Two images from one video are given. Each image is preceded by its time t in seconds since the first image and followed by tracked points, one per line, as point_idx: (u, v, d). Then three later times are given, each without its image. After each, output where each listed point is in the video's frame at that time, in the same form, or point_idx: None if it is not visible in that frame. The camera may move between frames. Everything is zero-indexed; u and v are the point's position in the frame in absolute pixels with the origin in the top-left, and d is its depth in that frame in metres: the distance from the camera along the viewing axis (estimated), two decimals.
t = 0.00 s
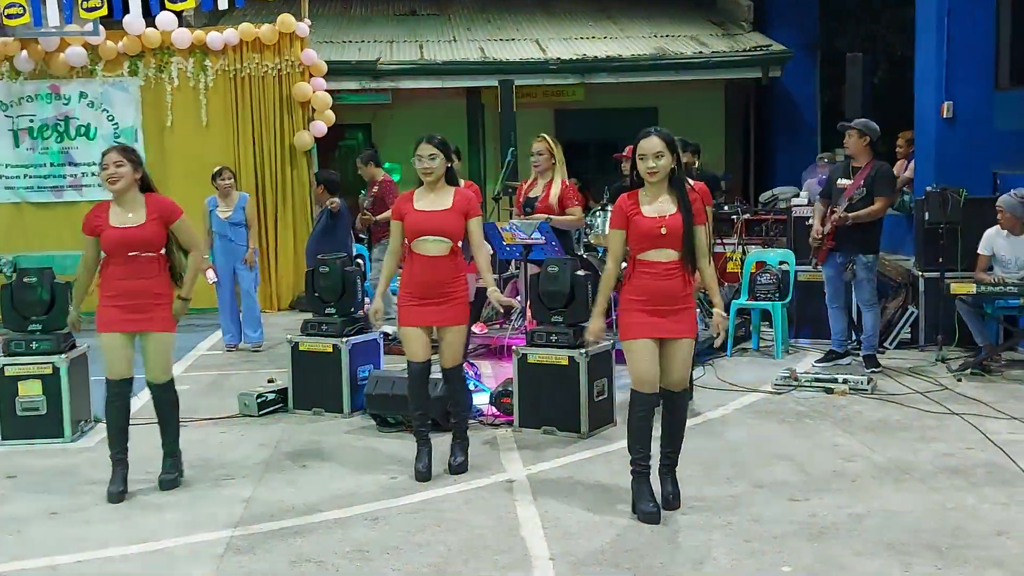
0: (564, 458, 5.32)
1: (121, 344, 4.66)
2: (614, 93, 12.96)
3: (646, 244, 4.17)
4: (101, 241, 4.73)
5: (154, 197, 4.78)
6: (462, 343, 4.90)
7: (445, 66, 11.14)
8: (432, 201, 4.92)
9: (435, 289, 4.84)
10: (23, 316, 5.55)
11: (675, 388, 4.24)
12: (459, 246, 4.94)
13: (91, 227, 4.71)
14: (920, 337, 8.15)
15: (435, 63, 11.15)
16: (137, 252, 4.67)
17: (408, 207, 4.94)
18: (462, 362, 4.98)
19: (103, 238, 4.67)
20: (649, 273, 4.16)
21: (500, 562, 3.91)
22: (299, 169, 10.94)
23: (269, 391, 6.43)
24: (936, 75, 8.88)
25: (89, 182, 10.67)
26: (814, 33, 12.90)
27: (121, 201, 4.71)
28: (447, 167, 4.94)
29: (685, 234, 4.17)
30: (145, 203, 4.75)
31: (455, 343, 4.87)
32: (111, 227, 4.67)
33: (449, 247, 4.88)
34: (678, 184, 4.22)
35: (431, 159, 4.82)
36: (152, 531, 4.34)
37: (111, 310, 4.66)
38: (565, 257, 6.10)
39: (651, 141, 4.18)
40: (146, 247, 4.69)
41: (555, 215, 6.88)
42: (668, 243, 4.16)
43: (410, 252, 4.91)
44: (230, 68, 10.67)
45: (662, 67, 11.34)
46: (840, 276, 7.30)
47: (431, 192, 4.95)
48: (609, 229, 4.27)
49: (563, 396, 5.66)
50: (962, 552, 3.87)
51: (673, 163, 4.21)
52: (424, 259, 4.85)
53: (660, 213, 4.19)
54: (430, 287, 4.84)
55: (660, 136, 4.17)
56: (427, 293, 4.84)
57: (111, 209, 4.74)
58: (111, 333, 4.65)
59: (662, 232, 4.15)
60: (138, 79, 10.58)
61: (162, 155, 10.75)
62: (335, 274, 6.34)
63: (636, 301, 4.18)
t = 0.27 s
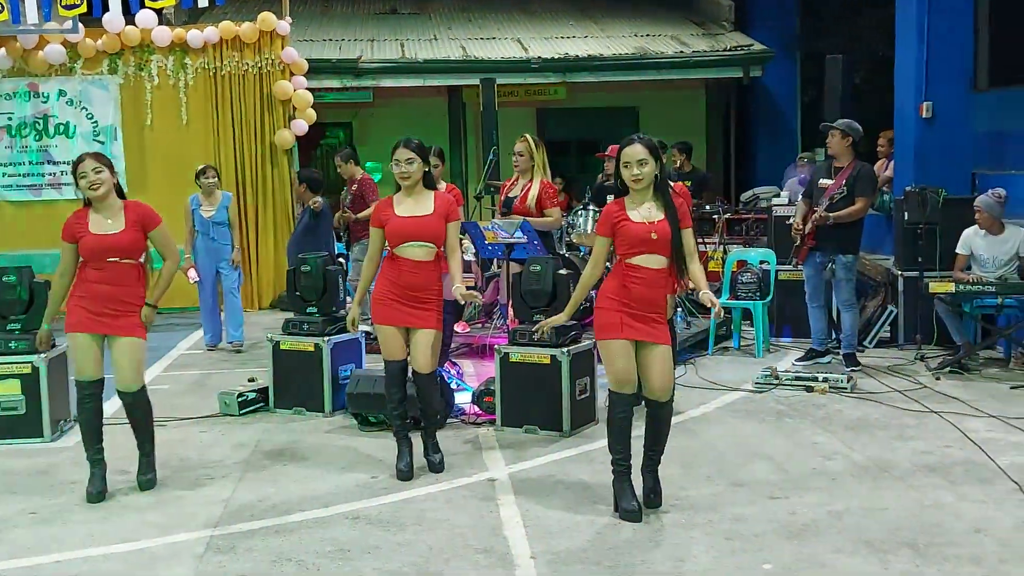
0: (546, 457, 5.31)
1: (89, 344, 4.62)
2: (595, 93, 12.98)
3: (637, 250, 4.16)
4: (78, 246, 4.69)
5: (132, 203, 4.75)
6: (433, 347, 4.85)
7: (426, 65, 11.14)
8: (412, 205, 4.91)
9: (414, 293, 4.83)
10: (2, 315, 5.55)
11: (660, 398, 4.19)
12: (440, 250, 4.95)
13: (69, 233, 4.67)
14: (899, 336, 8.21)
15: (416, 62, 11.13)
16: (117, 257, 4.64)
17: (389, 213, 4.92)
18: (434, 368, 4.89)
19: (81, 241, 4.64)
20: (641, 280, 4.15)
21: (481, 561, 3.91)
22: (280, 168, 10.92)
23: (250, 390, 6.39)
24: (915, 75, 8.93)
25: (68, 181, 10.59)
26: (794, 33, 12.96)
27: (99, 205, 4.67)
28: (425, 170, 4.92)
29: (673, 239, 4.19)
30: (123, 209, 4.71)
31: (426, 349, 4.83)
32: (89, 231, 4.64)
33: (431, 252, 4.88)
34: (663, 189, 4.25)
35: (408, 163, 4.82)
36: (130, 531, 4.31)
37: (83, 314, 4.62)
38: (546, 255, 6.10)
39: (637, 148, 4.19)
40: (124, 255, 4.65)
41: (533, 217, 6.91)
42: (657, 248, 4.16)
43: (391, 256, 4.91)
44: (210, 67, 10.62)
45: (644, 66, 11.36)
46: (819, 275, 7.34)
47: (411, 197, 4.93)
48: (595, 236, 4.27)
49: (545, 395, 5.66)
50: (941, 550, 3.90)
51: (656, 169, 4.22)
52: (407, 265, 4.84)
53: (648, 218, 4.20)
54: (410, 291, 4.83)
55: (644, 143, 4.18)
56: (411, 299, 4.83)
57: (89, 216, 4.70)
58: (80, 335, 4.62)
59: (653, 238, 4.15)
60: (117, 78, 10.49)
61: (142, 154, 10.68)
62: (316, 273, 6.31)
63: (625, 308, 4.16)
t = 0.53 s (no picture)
0: (532, 457, 5.31)
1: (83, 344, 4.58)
2: (580, 93, 13.00)
3: (611, 242, 4.18)
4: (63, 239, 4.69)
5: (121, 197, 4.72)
6: (434, 341, 4.92)
7: (411, 64, 11.12)
8: (398, 199, 4.88)
9: (402, 289, 4.83)
10: None
11: (644, 385, 4.26)
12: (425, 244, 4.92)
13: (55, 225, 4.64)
14: (883, 335, 8.25)
15: (400, 61, 11.11)
16: (90, 250, 4.60)
17: (373, 206, 4.90)
18: (433, 360, 4.98)
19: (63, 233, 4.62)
20: (613, 272, 4.18)
21: (469, 561, 3.90)
22: (263, 168, 10.86)
23: (235, 391, 6.37)
24: (898, 76, 8.99)
25: (50, 181, 10.48)
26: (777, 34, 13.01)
27: (88, 196, 4.65)
28: (413, 166, 4.91)
29: (650, 234, 4.16)
30: (111, 202, 4.68)
31: (425, 343, 4.90)
32: (72, 223, 4.62)
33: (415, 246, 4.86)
34: (647, 184, 4.21)
35: (394, 158, 4.80)
36: (115, 532, 4.28)
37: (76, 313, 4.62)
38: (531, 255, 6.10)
39: (626, 143, 4.17)
40: (101, 248, 4.60)
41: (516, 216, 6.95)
42: (632, 242, 4.16)
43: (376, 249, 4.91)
44: (193, 66, 10.58)
45: (628, 66, 11.39)
46: (802, 274, 7.37)
47: (399, 190, 4.91)
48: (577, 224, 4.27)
49: (530, 394, 5.66)
50: (925, 546, 3.92)
51: (642, 163, 4.18)
52: (389, 259, 4.84)
53: (626, 212, 4.19)
54: (397, 287, 4.83)
55: (634, 138, 4.16)
56: (392, 292, 4.83)
57: (75, 208, 4.69)
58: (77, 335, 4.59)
59: (627, 231, 4.16)
60: (100, 77, 10.42)
61: (125, 155, 10.60)
62: (300, 273, 6.27)
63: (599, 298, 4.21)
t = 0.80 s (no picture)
0: (520, 456, 5.31)
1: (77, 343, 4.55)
2: (568, 93, 13.00)
3: (594, 249, 4.19)
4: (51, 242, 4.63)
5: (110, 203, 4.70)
6: (421, 341, 4.89)
7: (397, 64, 11.11)
8: (386, 205, 4.88)
9: (393, 290, 4.80)
10: None
11: (631, 386, 4.26)
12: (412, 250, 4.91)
13: (42, 228, 4.58)
14: (869, 334, 8.32)
15: (387, 61, 11.09)
16: (84, 255, 4.56)
17: (362, 211, 4.92)
18: (421, 360, 4.95)
19: (52, 236, 4.56)
20: (597, 278, 4.18)
21: (457, 561, 3.90)
22: (250, 168, 10.83)
23: (222, 392, 6.35)
24: (884, 76, 9.03)
25: (36, 181, 10.44)
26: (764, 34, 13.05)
27: (77, 200, 4.61)
28: (401, 169, 4.91)
29: (633, 239, 4.16)
30: (100, 207, 4.66)
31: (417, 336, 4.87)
32: (62, 228, 4.57)
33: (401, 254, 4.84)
34: (631, 192, 4.22)
35: (384, 162, 4.80)
36: (102, 534, 4.26)
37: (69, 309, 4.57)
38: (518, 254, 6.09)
39: (611, 151, 4.18)
40: (94, 254, 4.58)
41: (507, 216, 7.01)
42: (615, 249, 4.17)
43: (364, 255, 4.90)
44: (179, 66, 10.53)
45: (616, 66, 11.39)
46: (787, 274, 7.41)
47: (388, 197, 4.91)
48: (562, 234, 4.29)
49: (519, 394, 5.66)
50: (911, 545, 3.94)
51: (628, 171, 4.20)
52: (375, 265, 4.83)
53: (610, 219, 4.20)
54: (386, 290, 4.80)
55: (620, 146, 4.17)
56: (377, 298, 4.83)
57: (64, 211, 4.64)
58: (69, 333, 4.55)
59: (610, 238, 4.16)
60: (86, 77, 10.36)
61: (110, 156, 10.58)
62: (288, 272, 6.23)
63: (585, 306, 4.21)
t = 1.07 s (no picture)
0: (513, 456, 5.31)
1: (49, 347, 4.54)
2: (561, 93, 13.00)
3: (596, 243, 4.18)
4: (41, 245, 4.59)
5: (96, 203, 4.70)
6: (400, 346, 4.85)
7: (390, 65, 11.11)
8: (376, 204, 4.89)
9: (381, 293, 4.81)
10: None
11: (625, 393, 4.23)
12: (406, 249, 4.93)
13: (33, 233, 4.55)
14: (862, 334, 8.32)
15: (380, 61, 11.09)
16: (85, 257, 4.57)
17: (353, 211, 4.89)
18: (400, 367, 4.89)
19: (46, 240, 4.53)
20: (601, 273, 4.17)
21: (451, 561, 3.90)
22: (242, 168, 10.81)
23: (214, 392, 6.33)
24: (875, 77, 9.05)
25: (28, 181, 10.39)
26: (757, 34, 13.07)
27: (65, 202, 4.58)
28: (390, 169, 4.91)
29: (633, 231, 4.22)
30: (88, 208, 4.65)
31: (394, 346, 4.83)
32: (57, 230, 4.54)
33: (395, 252, 4.85)
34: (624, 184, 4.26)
35: (373, 161, 4.81)
36: (95, 535, 4.25)
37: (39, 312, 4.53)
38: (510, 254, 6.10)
39: (597, 147, 4.19)
40: (93, 254, 4.59)
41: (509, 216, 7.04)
42: (616, 241, 4.18)
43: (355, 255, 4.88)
44: (172, 66, 10.51)
45: (609, 66, 11.40)
46: (779, 275, 7.40)
47: (376, 195, 4.91)
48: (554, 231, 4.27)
49: (513, 394, 5.66)
50: (905, 544, 3.95)
51: (619, 163, 4.25)
52: (371, 264, 4.82)
53: (608, 212, 4.22)
54: (376, 291, 4.81)
55: (606, 140, 4.20)
56: (376, 298, 4.81)
57: (53, 213, 4.60)
58: (40, 337, 4.53)
59: (611, 230, 4.18)
60: (77, 77, 10.32)
61: (103, 156, 10.54)
62: (281, 273, 6.21)
63: (585, 303, 4.17)
